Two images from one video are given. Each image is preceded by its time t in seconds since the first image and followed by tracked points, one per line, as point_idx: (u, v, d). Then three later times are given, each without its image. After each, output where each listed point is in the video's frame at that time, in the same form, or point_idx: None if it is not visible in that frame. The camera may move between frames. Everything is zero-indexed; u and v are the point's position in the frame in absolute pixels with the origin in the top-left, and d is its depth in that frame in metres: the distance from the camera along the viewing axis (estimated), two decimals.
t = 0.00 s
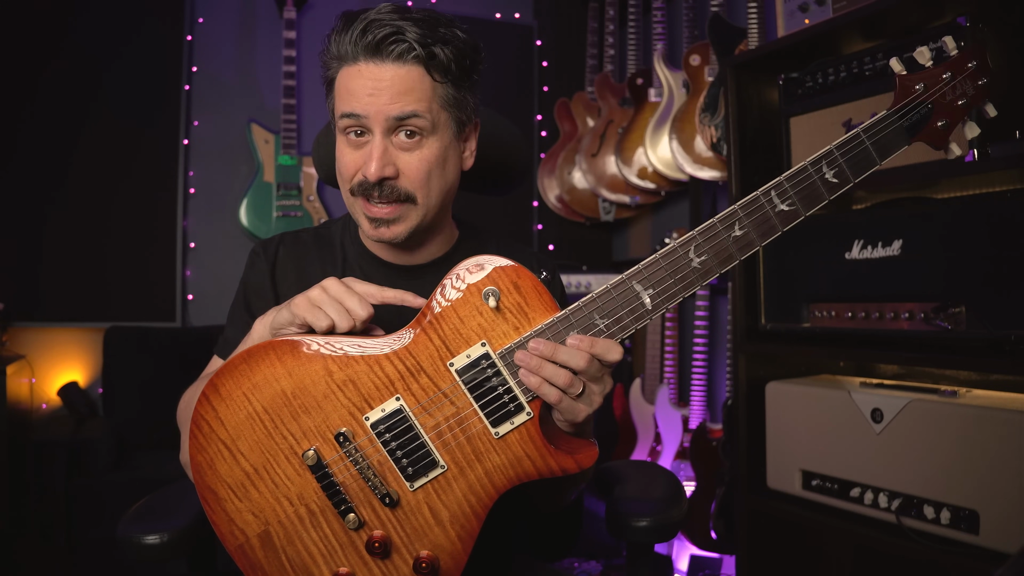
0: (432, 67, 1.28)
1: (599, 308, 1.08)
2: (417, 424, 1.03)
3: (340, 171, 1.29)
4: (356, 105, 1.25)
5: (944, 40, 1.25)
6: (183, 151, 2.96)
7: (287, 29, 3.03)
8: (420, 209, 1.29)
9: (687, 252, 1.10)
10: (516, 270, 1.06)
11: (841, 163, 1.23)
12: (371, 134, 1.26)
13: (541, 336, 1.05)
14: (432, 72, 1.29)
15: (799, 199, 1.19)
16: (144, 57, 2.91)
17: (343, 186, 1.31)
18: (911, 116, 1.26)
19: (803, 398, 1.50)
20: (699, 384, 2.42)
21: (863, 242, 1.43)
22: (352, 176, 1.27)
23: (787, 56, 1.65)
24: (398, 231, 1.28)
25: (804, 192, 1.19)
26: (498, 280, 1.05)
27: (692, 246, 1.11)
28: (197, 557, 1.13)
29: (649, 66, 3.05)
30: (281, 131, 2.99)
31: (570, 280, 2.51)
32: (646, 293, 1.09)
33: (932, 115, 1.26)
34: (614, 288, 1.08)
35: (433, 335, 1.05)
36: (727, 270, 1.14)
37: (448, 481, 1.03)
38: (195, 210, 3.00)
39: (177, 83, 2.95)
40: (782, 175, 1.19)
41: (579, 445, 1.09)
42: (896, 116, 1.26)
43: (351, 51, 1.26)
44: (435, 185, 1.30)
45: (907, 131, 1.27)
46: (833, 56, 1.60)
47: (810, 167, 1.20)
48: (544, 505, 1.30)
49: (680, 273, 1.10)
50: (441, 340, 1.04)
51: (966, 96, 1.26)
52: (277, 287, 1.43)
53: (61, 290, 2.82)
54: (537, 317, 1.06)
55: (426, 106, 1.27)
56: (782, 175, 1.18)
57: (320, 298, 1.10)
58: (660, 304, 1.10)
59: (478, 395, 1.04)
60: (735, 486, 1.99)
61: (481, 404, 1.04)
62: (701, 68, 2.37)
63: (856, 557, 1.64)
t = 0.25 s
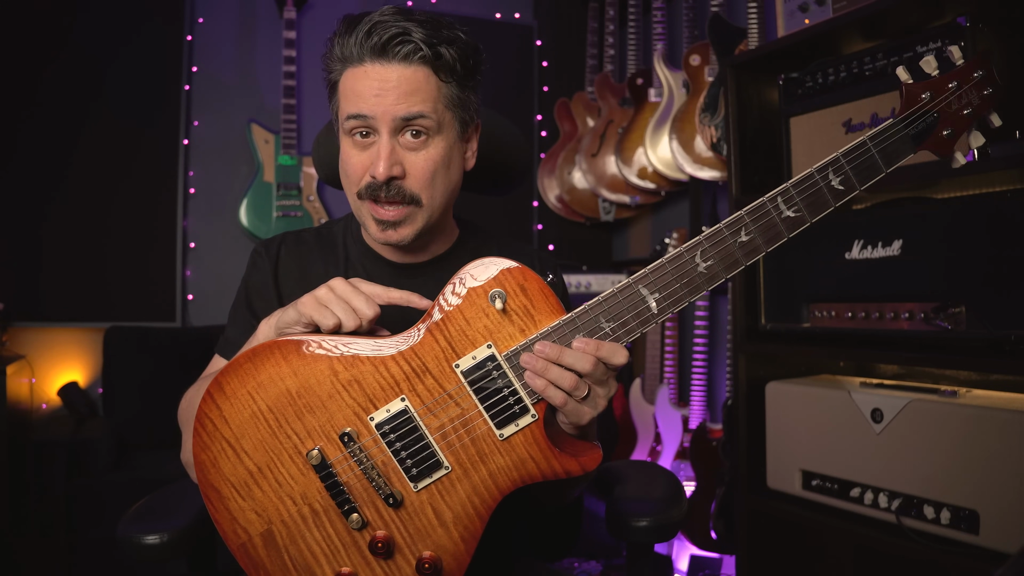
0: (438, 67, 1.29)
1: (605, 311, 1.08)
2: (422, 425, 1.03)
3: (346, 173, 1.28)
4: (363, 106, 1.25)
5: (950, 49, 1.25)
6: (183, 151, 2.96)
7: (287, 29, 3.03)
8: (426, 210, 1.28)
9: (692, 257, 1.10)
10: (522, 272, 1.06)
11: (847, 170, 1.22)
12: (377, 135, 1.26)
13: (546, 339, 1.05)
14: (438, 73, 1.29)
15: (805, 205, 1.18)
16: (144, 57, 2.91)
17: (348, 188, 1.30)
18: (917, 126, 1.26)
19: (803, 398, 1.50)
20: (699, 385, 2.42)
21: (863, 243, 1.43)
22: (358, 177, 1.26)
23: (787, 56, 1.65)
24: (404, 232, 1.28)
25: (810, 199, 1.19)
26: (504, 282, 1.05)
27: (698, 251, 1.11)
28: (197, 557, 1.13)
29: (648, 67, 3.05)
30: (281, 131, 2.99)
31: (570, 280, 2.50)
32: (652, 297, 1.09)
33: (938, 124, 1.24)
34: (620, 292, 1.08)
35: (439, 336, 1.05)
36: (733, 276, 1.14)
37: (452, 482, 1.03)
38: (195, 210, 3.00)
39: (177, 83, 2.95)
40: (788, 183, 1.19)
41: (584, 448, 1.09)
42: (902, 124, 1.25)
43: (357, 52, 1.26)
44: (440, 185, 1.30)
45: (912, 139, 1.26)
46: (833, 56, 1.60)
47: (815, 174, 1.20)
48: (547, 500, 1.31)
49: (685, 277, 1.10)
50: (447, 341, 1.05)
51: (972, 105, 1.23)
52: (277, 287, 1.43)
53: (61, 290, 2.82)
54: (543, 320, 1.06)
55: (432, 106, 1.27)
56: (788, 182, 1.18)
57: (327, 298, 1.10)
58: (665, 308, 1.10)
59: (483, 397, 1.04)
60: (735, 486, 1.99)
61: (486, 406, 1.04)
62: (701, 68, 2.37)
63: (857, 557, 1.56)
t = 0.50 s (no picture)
0: (441, 66, 1.29)
1: (605, 310, 1.08)
2: (422, 423, 1.03)
3: (348, 170, 1.28)
4: (367, 104, 1.25)
5: (946, 51, 1.25)
6: (183, 151, 2.96)
7: (287, 29, 3.03)
8: (427, 206, 1.28)
9: (692, 255, 1.11)
10: (522, 271, 1.06)
11: (845, 169, 1.22)
12: (380, 132, 1.26)
13: (547, 337, 1.05)
14: (440, 72, 1.29)
15: (802, 204, 1.19)
16: (144, 57, 2.91)
17: (351, 184, 1.30)
18: (915, 124, 1.25)
19: (803, 398, 1.50)
20: (699, 385, 2.42)
21: (863, 243, 1.43)
22: (361, 173, 1.26)
23: (787, 57, 1.65)
24: (407, 228, 1.28)
25: (808, 198, 1.20)
26: (505, 281, 1.06)
27: (698, 250, 1.11)
28: (197, 558, 1.12)
29: (648, 66, 3.05)
30: (281, 131, 2.99)
31: (570, 279, 2.50)
32: (652, 295, 1.09)
33: (935, 124, 1.25)
34: (620, 290, 1.08)
35: (439, 335, 1.05)
36: (732, 274, 1.14)
37: (453, 480, 1.03)
38: (195, 210, 3.00)
39: (177, 83, 2.95)
40: (786, 181, 1.20)
41: (584, 446, 1.09)
42: (900, 124, 1.25)
43: (361, 50, 1.27)
44: (442, 181, 1.30)
45: (909, 139, 1.26)
46: (833, 56, 1.60)
47: (814, 174, 1.20)
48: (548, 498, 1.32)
49: (685, 275, 1.10)
50: (447, 340, 1.05)
51: (968, 105, 1.24)
52: (275, 288, 1.42)
53: (61, 290, 2.82)
54: (543, 318, 1.06)
55: (434, 104, 1.27)
56: (786, 181, 1.18)
57: (328, 295, 1.11)
58: (665, 307, 1.10)
59: (484, 395, 1.04)
60: (735, 486, 1.99)
61: (486, 405, 1.04)
62: (700, 68, 2.37)
63: (856, 557, 1.64)
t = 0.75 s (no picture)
0: (460, 66, 1.30)
1: (604, 309, 1.08)
2: (422, 422, 1.03)
3: (361, 165, 1.28)
4: (385, 99, 1.24)
5: (946, 52, 1.24)
6: (183, 151, 2.95)
7: (287, 29, 3.03)
8: (442, 201, 1.30)
9: (692, 255, 1.11)
10: (523, 271, 1.06)
11: (843, 170, 1.24)
12: (397, 128, 1.26)
13: (547, 336, 1.05)
14: (457, 72, 1.30)
15: (802, 204, 1.20)
16: (144, 57, 2.91)
17: (362, 180, 1.29)
18: (914, 125, 1.27)
19: (803, 398, 1.50)
20: (699, 385, 2.42)
21: (863, 243, 1.43)
22: (375, 169, 1.26)
23: (787, 56, 1.65)
24: (419, 227, 1.29)
25: (807, 198, 1.20)
26: (506, 281, 1.06)
27: (697, 250, 1.12)
28: (197, 557, 1.12)
29: (649, 66, 3.05)
30: (281, 131, 2.99)
31: (570, 279, 2.50)
32: (651, 295, 1.09)
33: (933, 126, 1.26)
34: (620, 290, 1.08)
35: (440, 334, 1.05)
36: (731, 274, 1.14)
37: (453, 479, 1.03)
38: (195, 210, 3.00)
39: (177, 83, 2.95)
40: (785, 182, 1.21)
41: (584, 445, 1.09)
42: (898, 125, 1.27)
43: (380, 47, 1.27)
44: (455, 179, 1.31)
45: (908, 140, 1.27)
46: (833, 56, 1.60)
47: (813, 174, 1.21)
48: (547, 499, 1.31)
49: (685, 275, 1.11)
50: (447, 338, 1.05)
51: (966, 108, 1.25)
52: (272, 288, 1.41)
53: (61, 290, 2.82)
54: (543, 318, 1.06)
55: (451, 104, 1.27)
56: (784, 181, 1.19)
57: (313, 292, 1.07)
58: (665, 306, 1.10)
59: (484, 394, 1.04)
60: (735, 486, 1.99)
61: (486, 404, 1.04)
62: (701, 68, 2.37)
63: (856, 558, 1.60)
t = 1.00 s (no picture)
0: (471, 69, 1.32)
1: (606, 309, 1.08)
2: (425, 422, 1.03)
3: (374, 169, 1.27)
4: (399, 104, 1.24)
5: (945, 52, 1.24)
6: (183, 151, 2.96)
7: (287, 29, 3.03)
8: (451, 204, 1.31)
9: (693, 256, 1.11)
10: (524, 270, 1.06)
11: (844, 170, 1.24)
12: (410, 132, 1.26)
13: (549, 337, 1.05)
14: (467, 76, 1.31)
15: (803, 205, 1.20)
16: (144, 57, 2.91)
17: (374, 183, 1.29)
18: (914, 126, 1.27)
19: (804, 399, 1.50)
20: (699, 385, 2.42)
21: (863, 243, 1.43)
22: (389, 172, 1.26)
23: (787, 57, 1.65)
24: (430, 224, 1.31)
25: (808, 198, 1.21)
26: (507, 280, 1.06)
27: (699, 251, 1.12)
28: (197, 558, 1.12)
29: (649, 66, 3.05)
30: (281, 131, 2.99)
31: (570, 279, 2.50)
32: (654, 295, 1.09)
33: (933, 126, 1.26)
34: (622, 290, 1.09)
35: (442, 333, 1.05)
36: (732, 274, 1.15)
37: (455, 479, 1.03)
38: (195, 210, 3.00)
39: (177, 83, 2.95)
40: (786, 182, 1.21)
41: (585, 444, 1.10)
42: (898, 126, 1.27)
43: (392, 50, 1.26)
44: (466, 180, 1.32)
45: (908, 141, 1.28)
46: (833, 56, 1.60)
47: (814, 175, 1.22)
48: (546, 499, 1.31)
49: (687, 276, 1.11)
50: (449, 338, 1.05)
51: (966, 108, 1.24)
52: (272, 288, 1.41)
53: (61, 290, 2.82)
54: (545, 317, 1.06)
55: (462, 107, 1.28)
56: (785, 182, 1.20)
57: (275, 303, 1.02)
58: (667, 306, 1.10)
59: (486, 394, 1.04)
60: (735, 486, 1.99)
61: (489, 404, 1.04)
62: (701, 68, 2.37)
63: (856, 558, 1.66)
